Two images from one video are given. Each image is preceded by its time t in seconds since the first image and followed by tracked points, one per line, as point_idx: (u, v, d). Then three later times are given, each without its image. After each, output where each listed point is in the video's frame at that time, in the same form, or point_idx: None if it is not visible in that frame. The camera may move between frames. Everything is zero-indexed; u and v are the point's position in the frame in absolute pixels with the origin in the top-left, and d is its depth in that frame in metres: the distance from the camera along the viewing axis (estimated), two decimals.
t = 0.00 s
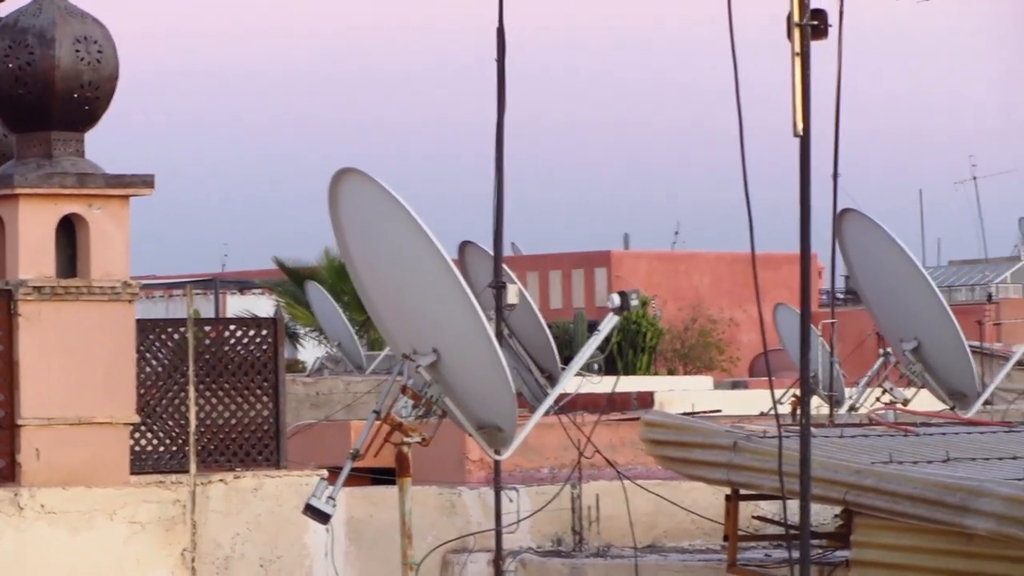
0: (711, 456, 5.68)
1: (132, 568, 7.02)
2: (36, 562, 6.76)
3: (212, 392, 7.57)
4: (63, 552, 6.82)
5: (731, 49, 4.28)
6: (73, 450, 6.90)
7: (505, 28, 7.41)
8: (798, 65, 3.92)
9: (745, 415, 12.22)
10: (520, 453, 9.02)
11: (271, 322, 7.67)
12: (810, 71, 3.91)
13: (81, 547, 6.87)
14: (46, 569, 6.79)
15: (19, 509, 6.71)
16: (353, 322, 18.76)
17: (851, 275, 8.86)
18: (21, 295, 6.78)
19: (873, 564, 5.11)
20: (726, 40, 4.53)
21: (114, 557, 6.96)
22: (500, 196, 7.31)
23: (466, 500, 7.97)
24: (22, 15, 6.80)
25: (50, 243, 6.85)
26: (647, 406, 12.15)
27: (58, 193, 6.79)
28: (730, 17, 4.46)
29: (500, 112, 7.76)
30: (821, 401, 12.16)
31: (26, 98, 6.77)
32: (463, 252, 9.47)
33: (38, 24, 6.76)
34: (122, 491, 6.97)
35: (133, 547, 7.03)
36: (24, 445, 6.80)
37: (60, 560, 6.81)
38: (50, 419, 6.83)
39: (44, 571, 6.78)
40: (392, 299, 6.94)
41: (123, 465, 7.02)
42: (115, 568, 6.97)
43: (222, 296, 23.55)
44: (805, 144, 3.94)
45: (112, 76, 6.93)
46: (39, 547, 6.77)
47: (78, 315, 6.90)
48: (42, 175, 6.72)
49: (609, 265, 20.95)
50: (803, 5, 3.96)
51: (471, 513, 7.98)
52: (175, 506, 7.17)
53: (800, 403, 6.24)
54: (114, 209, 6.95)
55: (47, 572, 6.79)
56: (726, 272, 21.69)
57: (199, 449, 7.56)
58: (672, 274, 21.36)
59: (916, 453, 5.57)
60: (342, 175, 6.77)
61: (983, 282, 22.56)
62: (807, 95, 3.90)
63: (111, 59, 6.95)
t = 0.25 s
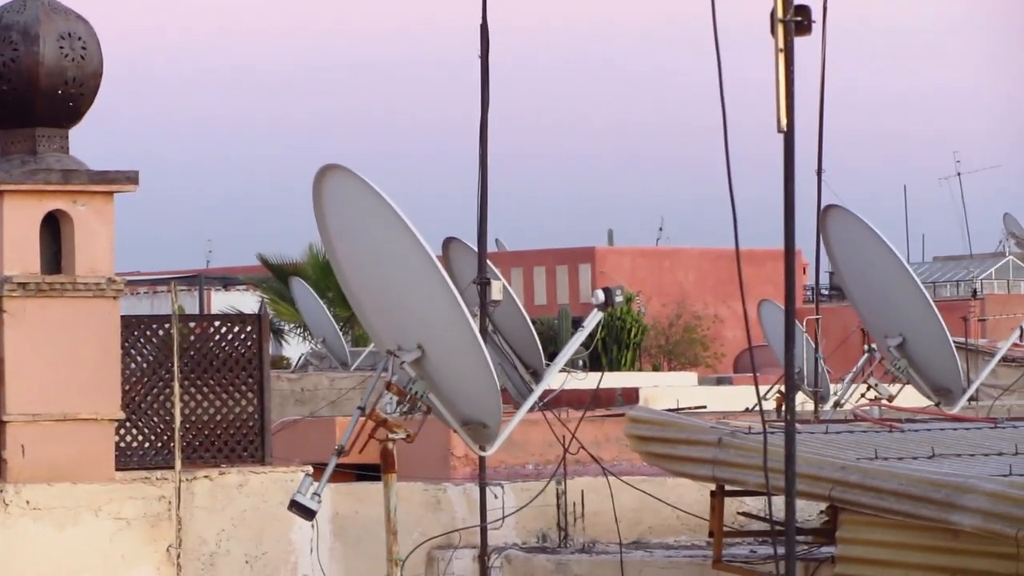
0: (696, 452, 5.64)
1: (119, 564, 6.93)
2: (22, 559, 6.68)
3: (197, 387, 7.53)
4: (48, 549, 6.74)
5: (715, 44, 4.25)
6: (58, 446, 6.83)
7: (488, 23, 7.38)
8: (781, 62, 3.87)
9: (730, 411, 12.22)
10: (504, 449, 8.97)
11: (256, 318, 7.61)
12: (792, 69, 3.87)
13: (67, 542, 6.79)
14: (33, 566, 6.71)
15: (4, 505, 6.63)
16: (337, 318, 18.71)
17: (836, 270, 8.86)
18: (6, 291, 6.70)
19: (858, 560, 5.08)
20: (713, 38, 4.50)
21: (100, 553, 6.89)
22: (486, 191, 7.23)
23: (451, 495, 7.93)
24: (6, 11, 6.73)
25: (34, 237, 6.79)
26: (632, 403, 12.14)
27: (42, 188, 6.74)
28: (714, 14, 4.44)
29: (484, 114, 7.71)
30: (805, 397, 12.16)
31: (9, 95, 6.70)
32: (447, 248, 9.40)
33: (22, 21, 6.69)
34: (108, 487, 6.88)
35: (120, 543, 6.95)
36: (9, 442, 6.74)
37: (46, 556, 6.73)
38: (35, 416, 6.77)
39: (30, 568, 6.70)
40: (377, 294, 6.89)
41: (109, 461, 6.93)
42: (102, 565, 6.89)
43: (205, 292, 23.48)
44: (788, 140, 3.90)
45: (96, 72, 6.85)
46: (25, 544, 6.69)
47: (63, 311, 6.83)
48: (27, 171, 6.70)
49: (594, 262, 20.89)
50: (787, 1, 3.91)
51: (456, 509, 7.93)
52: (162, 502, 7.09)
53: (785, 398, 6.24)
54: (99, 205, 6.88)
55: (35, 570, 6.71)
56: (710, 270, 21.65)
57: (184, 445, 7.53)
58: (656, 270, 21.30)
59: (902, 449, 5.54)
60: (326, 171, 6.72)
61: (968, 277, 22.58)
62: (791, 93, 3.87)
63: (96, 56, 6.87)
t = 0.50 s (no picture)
0: (686, 449, 5.63)
1: (110, 562, 6.91)
2: (13, 557, 6.64)
3: (187, 385, 7.50)
4: (38, 546, 6.70)
5: (705, 40, 4.23)
6: (48, 443, 6.81)
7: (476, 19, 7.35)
8: (770, 59, 3.86)
9: (720, 408, 12.21)
10: (494, 447, 8.96)
11: (246, 315, 7.58)
12: (782, 67, 3.86)
13: (59, 539, 6.76)
14: (23, 564, 6.67)
15: None
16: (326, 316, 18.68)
17: (826, 266, 8.86)
18: None
19: (847, 558, 5.07)
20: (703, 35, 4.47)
21: (91, 550, 6.85)
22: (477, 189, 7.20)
23: (442, 493, 7.89)
24: None
25: (25, 234, 6.75)
26: (621, 400, 12.13)
27: (32, 186, 6.69)
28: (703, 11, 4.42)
29: (474, 113, 7.69)
30: (794, 393, 12.17)
31: None
32: (437, 244, 9.39)
33: (11, 18, 6.64)
34: (99, 484, 6.85)
35: (110, 541, 6.92)
36: None
37: (36, 554, 6.69)
38: (26, 413, 6.73)
39: (21, 565, 6.66)
40: (367, 292, 6.87)
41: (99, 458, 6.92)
42: (93, 562, 6.86)
43: (195, 290, 23.43)
44: (777, 137, 3.88)
45: (85, 70, 6.83)
46: (16, 543, 6.65)
47: (53, 309, 6.81)
48: (17, 168, 6.64)
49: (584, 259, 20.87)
50: None
51: (447, 506, 7.91)
52: (151, 500, 7.05)
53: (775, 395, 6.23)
54: (89, 203, 6.85)
55: (17, 568, 6.65)
56: (700, 267, 21.74)
57: (174, 443, 7.53)
58: (646, 267, 21.33)
59: (891, 446, 5.53)
60: (316, 168, 6.68)
61: (958, 274, 22.62)
62: (781, 90, 3.86)
63: (85, 53, 6.85)
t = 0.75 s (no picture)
0: (675, 450, 5.59)
1: (98, 564, 6.85)
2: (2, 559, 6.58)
3: (175, 387, 7.47)
4: (26, 548, 6.63)
5: (693, 39, 4.20)
6: (37, 445, 6.76)
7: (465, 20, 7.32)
8: (759, 60, 3.83)
9: (708, 409, 12.18)
10: (482, 448, 8.93)
11: (234, 316, 7.54)
12: (770, 68, 3.83)
13: (47, 541, 6.69)
14: (12, 565, 6.60)
15: None
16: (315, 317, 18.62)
17: (814, 267, 8.84)
18: None
19: (835, 558, 5.04)
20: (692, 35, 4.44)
21: (79, 552, 6.79)
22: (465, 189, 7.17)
23: (430, 494, 7.86)
24: None
25: (12, 236, 6.70)
26: (609, 402, 12.11)
27: (20, 188, 6.64)
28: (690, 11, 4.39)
29: (462, 114, 7.66)
30: (782, 394, 12.15)
31: None
32: (425, 245, 9.35)
33: None
34: (87, 486, 6.79)
35: (98, 542, 6.85)
36: None
37: (24, 556, 6.62)
38: (14, 415, 6.68)
39: (10, 566, 6.59)
40: (355, 293, 6.83)
41: (88, 459, 6.87)
42: (81, 564, 6.80)
43: (182, 291, 23.35)
44: (765, 138, 3.85)
45: (74, 71, 6.76)
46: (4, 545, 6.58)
47: (40, 310, 6.76)
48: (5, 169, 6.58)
49: (572, 260, 20.84)
50: None
51: (435, 508, 7.87)
52: (140, 502, 6.99)
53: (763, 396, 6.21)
54: (77, 204, 6.80)
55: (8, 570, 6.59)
56: (688, 268, 21.71)
57: (162, 445, 7.46)
58: (634, 268, 21.31)
59: (879, 447, 5.50)
60: (303, 169, 6.64)
61: (946, 275, 22.63)
62: (770, 91, 3.83)
63: (74, 55, 6.79)
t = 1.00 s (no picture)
0: (660, 453, 5.57)
1: (85, 565, 6.79)
2: None
3: (161, 389, 7.43)
4: (14, 550, 6.57)
5: (678, 41, 4.18)
6: (22, 448, 6.70)
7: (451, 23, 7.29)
8: (745, 63, 3.82)
9: (694, 412, 12.17)
10: (468, 450, 8.90)
11: (220, 318, 7.50)
12: (757, 71, 3.82)
13: (31, 544, 6.62)
14: None
15: None
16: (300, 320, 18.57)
17: (800, 270, 8.84)
18: None
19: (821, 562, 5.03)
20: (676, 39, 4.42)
21: (66, 555, 6.73)
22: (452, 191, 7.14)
23: (415, 497, 7.84)
24: None
25: None
26: (595, 405, 12.10)
27: (6, 190, 6.60)
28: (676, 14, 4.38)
29: (448, 117, 7.63)
30: (768, 397, 12.15)
31: None
32: (410, 248, 9.33)
33: None
34: (72, 488, 6.74)
35: (84, 544, 6.81)
36: None
37: (11, 558, 6.56)
38: None
39: None
40: (340, 295, 6.80)
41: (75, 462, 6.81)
42: (68, 566, 6.74)
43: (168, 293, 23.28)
44: (751, 141, 3.83)
45: (60, 73, 6.72)
46: None
47: (26, 312, 6.71)
48: None
49: (558, 264, 20.83)
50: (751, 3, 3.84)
51: (420, 510, 7.85)
52: (125, 504, 6.96)
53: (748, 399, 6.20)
54: (63, 206, 6.75)
55: (7, 574, 6.54)
56: (674, 271, 21.70)
57: (148, 447, 7.43)
58: (620, 271, 21.30)
59: (865, 450, 5.49)
60: (290, 171, 6.60)
61: (932, 279, 22.66)
62: (756, 95, 3.82)
63: (60, 57, 6.74)
